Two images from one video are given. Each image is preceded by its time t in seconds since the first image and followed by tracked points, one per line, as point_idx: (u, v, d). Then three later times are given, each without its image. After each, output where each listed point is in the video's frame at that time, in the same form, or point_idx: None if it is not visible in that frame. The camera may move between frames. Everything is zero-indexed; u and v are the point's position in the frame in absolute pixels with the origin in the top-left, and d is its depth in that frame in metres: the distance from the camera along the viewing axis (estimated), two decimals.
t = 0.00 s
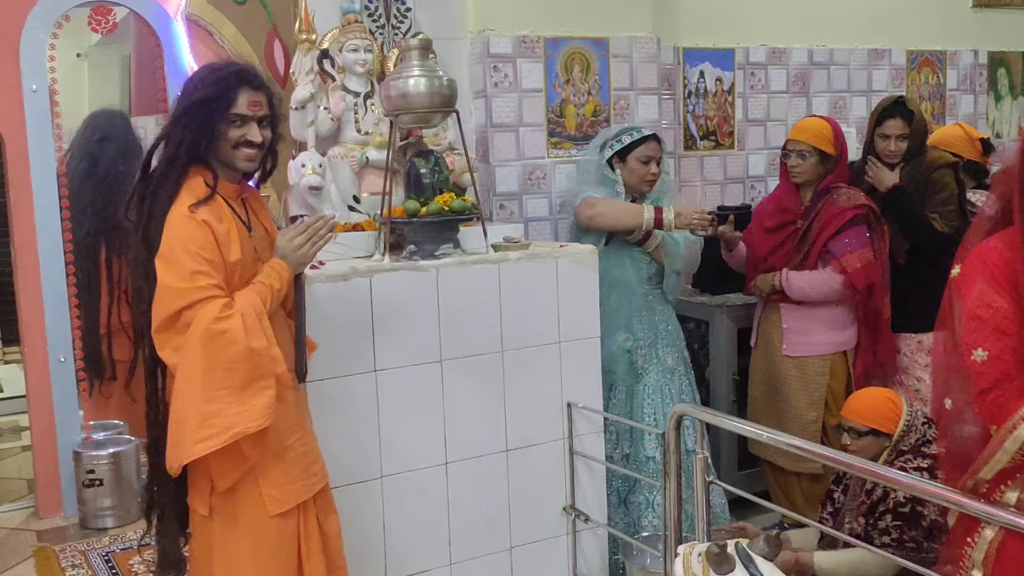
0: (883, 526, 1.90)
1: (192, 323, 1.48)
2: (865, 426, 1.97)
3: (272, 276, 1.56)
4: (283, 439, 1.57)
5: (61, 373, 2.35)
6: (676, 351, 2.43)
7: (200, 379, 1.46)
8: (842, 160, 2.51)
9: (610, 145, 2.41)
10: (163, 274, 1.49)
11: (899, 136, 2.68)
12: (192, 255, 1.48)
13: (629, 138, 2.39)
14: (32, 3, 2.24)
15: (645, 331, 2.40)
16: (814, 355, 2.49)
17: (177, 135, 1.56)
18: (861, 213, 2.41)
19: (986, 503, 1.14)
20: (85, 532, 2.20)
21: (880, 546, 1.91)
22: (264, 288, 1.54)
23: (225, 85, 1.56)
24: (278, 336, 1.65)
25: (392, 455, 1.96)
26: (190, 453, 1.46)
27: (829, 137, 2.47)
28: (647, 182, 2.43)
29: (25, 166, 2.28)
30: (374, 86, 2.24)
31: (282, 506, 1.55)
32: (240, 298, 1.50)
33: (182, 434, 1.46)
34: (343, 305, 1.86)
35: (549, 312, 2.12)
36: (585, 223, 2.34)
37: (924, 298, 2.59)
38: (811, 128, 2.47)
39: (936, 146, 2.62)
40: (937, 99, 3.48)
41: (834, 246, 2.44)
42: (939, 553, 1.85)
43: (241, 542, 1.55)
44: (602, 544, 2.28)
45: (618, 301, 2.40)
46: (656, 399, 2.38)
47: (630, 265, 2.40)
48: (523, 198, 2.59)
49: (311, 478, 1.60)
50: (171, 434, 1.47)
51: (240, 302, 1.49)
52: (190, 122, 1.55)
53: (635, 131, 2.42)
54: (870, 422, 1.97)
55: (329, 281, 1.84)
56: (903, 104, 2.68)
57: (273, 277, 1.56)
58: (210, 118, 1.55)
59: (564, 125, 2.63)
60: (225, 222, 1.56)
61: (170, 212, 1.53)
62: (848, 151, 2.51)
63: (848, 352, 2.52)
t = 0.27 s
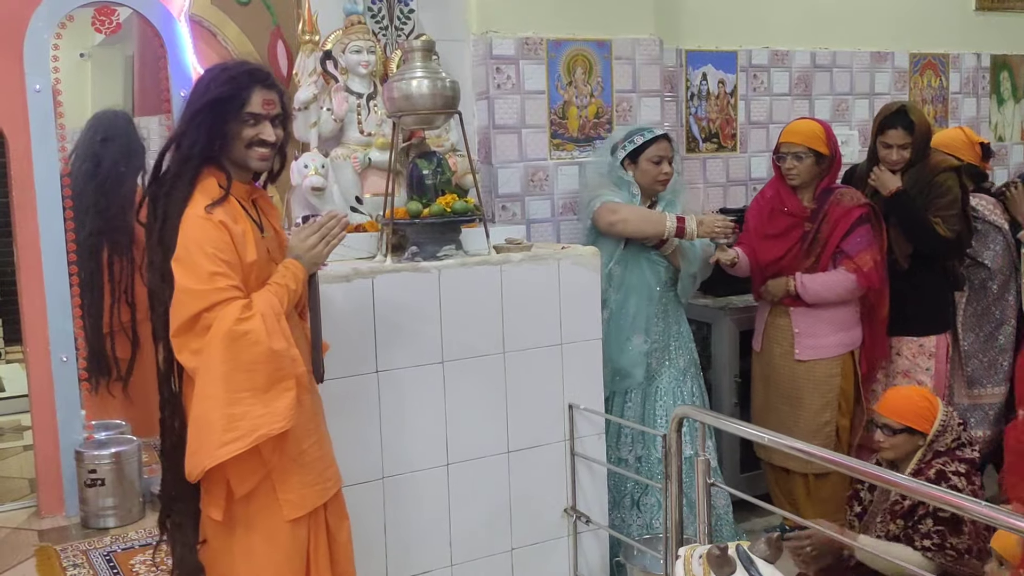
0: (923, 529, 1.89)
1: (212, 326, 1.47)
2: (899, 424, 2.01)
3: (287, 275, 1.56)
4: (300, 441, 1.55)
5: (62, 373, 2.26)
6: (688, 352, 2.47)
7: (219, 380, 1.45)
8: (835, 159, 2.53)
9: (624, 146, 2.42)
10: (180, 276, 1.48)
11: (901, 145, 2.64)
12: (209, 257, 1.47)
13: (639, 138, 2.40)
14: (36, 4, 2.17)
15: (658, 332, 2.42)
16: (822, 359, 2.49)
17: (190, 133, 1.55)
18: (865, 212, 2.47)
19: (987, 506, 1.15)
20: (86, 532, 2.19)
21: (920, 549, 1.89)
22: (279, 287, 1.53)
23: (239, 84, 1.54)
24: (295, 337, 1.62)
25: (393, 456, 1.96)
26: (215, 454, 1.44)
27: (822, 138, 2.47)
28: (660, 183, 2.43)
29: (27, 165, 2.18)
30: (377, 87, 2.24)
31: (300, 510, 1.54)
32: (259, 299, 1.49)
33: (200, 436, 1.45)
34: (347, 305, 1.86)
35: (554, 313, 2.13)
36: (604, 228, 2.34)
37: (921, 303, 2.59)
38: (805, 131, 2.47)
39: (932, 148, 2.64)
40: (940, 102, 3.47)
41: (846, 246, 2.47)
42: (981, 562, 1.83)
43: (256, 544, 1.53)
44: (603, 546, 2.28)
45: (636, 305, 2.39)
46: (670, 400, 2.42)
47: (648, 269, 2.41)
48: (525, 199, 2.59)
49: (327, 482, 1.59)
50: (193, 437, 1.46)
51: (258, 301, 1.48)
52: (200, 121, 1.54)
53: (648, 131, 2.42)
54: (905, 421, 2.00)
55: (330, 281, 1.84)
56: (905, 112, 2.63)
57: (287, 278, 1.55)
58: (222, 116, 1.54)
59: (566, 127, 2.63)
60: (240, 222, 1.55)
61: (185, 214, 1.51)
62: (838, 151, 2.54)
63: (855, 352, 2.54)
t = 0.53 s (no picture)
0: (953, 534, 1.89)
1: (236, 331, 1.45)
2: (927, 428, 1.99)
3: (302, 278, 1.55)
4: (316, 445, 1.54)
5: (63, 373, 2.24)
6: (695, 356, 2.48)
7: (247, 386, 1.43)
8: (840, 162, 2.53)
9: (635, 149, 2.42)
10: (200, 279, 1.46)
11: (910, 152, 2.63)
12: (230, 262, 1.46)
13: (649, 142, 2.41)
14: (41, 4, 2.14)
15: (666, 336, 2.43)
16: (833, 362, 2.50)
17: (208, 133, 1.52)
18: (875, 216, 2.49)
19: (989, 510, 1.15)
20: (86, 532, 2.19)
21: (951, 554, 1.89)
22: (296, 291, 1.53)
23: (267, 88, 1.54)
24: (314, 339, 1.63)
25: (394, 457, 1.97)
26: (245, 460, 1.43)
27: (825, 141, 2.47)
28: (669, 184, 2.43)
29: (31, 164, 2.16)
30: (379, 89, 2.26)
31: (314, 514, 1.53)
32: (279, 302, 1.48)
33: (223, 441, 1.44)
34: (350, 306, 1.87)
35: (556, 315, 2.13)
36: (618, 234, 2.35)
37: (925, 308, 2.60)
38: (808, 135, 2.47)
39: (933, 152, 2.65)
40: (942, 107, 3.47)
41: (857, 250, 2.48)
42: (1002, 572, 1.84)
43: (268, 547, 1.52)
44: (603, 548, 2.28)
45: (647, 310, 2.38)
46: (676, 403, 2.42)
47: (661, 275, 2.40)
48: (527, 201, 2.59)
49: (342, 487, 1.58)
50: (218, 443, 1.44)
51: (281, 304, 1.47)
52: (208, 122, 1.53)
53: (658, 134, 2.42)
54: (935, 424, 1.99)
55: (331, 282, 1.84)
56: (913, 119, 2.61)
57: (303, 280, 1.55)
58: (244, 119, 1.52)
59: (569, 129, 2.64)
60: (257, 226, 1.53)
61: (203, 219, 1.49)
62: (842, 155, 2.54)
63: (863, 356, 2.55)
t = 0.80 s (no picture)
0: (961, 539, 1.89)
1: (261, 335, 1.46)
2: (939, 429, 1.98)
3: (313, 279, 1.56)
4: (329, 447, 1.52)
5: (63, 373, 2.24)
6: (700, 358, 2.48)
7: (277, 388, 1.44)
8: (843, 160, 2.52)
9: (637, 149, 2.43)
10: (222, 283, 1.45)
11: (913, 155, 2.64)
12: (254, 264, 1.46)
13: (650, 142, 2.42)
14: (41, 5, 2.14)
15: (672, 338, 2.43)
16: (834, 365, 2.49)
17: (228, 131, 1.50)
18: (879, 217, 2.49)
19: (988, 511, 1.15)
20: (86, 532, 2.19)
21: (958, 559, 1.89)
22: (310, 292, 1.54)
23: (288, 90, 1.54)
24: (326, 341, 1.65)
25: (394, 457, 1.97)
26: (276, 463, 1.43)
27: (827, 141, 2.46)
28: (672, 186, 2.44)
29: (31, 164, 2.16)
30: (380, 89, 2.26)
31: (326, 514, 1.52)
32: (298, 304, 1.49)
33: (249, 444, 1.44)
34: (351, 307, 1.87)
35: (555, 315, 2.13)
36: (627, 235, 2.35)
37: (927, 309, 2.60)
38: (812, 136, 2.46)
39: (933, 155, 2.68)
40: (942, 107, 3.47)
41: (860, 251, 2.48)
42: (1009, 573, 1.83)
43: (279, 547, 1.52)
44: (603, 548, 2.28)
45: (652, 311, 2.38)
46: (680, 403, 2.43)
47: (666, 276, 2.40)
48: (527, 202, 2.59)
49: (353, 488, 1.57)
50: (246, 446, 1.43)
51: (300, 308, 1.48)
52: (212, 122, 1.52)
53: (660, 134, 2.43)
54: (947, 426, 1.98)
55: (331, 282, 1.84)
56: (915, 121, 2.62)
57: (315, 280, 1.56)
58: (265, 120, 1.52)
59: (569, 130, 2.64)
60: (274, 227, 1.54)
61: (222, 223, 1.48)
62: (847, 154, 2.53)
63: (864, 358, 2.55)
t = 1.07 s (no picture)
0: (961, 548, 1.86)
1: (276, 338, 1.45)
2: (942, 425, 1.99)
3: (321, 279, 1.55)
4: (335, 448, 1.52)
5: (64, 373, 2.24)
6: (702, 359, 2.47)
7: (293, 390, 1.44)
8: (847, 159, 2.52)
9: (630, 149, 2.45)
10: (234, 285, 1.44)
11: (904, 152, 2.65)
12: (268, 267, 1.45)
13: (642, 141, 2.44)
14: (41, 5, 2.14)
15: (673, 338, 2.43)
16: (833, 365, 2.49)
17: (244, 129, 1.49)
18: (881, 218, 2.46)
19: (987, 511, 1.15)
20: (87, 532, 2.19)
21: (957, 569, 1.86)
22: (321, 294, 1.54)
23: (297, 90, 1.53)
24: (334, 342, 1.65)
25: (394, 457, 1.97)
26: (293, 464, 1.43)
27: (829, 139, 2.48)
28: (664, 182, 2.44)
29: (31, 165, 2.16)
30: (380, 89, 2.26)
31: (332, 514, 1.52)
32: (311, 306, 1.49)
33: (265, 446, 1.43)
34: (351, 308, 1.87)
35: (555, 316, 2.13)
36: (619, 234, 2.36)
37: (928, 309, 2.60)
38: (811, 134, 2.48)
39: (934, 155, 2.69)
40: (942, 107, 3.47)
41: (858, 252, 2.47)
42: None
43: (285, 548, 1.52)
44: (604, 549, 2.28)
45: (652, 311, 2.39)
46: (683, 405, 2.43)
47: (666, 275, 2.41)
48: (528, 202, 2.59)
49: (357, 489, 1.58)
50: (263, 448, 1.42)
51: (313, 311, 1.48)
52: (212, 122, 1.53)
53: (652, 133, 2.45)
54: (949, 424, 1.98)
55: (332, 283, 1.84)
56: (909, 118, 2.63)
57: (323, 280, 1.55)
58: (277, 122, 1.52)
59: (570, 130, 2.64)
60: (285, 230, 1.54)
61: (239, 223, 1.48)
62: (852, 153, 2.54)
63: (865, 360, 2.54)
